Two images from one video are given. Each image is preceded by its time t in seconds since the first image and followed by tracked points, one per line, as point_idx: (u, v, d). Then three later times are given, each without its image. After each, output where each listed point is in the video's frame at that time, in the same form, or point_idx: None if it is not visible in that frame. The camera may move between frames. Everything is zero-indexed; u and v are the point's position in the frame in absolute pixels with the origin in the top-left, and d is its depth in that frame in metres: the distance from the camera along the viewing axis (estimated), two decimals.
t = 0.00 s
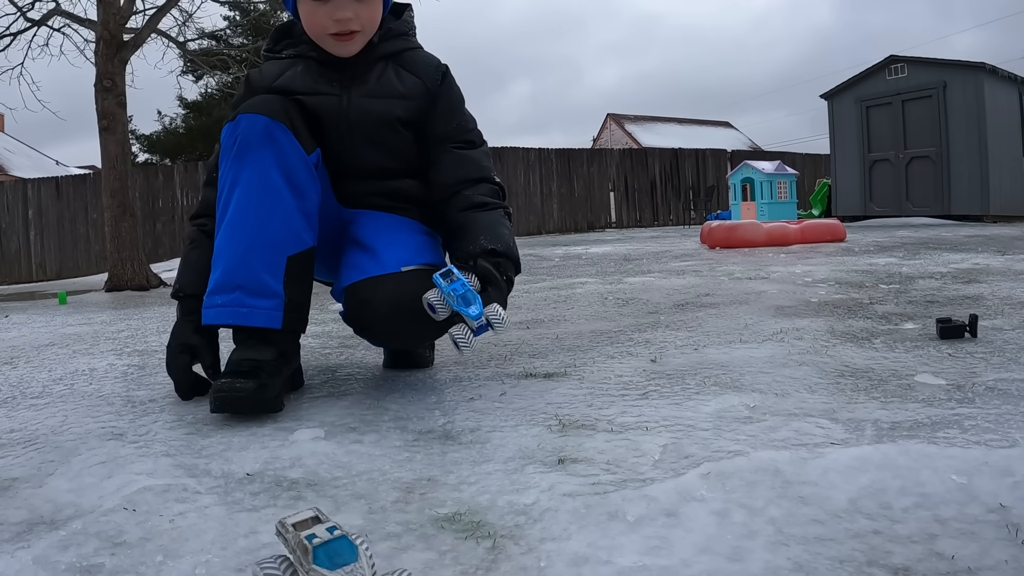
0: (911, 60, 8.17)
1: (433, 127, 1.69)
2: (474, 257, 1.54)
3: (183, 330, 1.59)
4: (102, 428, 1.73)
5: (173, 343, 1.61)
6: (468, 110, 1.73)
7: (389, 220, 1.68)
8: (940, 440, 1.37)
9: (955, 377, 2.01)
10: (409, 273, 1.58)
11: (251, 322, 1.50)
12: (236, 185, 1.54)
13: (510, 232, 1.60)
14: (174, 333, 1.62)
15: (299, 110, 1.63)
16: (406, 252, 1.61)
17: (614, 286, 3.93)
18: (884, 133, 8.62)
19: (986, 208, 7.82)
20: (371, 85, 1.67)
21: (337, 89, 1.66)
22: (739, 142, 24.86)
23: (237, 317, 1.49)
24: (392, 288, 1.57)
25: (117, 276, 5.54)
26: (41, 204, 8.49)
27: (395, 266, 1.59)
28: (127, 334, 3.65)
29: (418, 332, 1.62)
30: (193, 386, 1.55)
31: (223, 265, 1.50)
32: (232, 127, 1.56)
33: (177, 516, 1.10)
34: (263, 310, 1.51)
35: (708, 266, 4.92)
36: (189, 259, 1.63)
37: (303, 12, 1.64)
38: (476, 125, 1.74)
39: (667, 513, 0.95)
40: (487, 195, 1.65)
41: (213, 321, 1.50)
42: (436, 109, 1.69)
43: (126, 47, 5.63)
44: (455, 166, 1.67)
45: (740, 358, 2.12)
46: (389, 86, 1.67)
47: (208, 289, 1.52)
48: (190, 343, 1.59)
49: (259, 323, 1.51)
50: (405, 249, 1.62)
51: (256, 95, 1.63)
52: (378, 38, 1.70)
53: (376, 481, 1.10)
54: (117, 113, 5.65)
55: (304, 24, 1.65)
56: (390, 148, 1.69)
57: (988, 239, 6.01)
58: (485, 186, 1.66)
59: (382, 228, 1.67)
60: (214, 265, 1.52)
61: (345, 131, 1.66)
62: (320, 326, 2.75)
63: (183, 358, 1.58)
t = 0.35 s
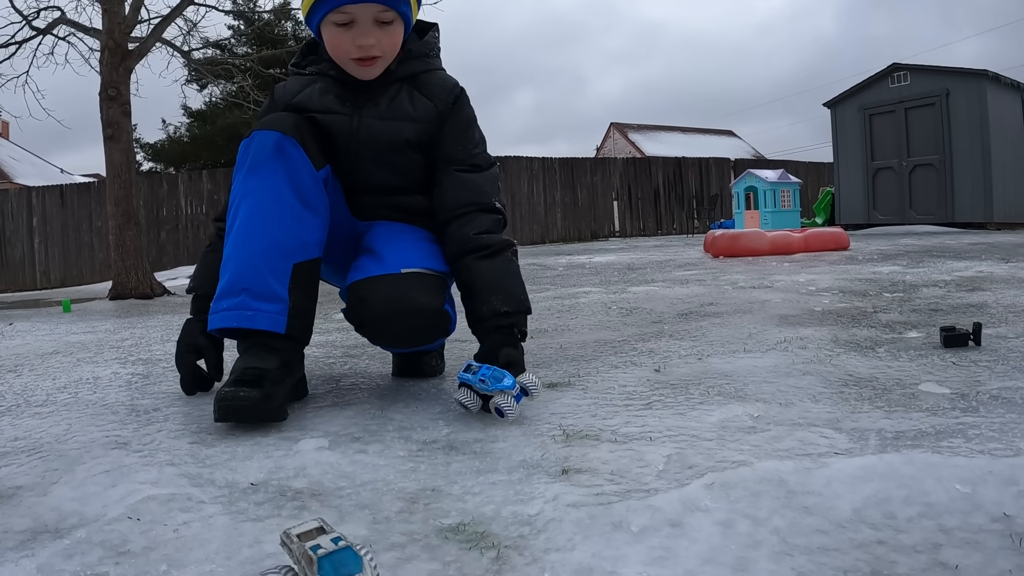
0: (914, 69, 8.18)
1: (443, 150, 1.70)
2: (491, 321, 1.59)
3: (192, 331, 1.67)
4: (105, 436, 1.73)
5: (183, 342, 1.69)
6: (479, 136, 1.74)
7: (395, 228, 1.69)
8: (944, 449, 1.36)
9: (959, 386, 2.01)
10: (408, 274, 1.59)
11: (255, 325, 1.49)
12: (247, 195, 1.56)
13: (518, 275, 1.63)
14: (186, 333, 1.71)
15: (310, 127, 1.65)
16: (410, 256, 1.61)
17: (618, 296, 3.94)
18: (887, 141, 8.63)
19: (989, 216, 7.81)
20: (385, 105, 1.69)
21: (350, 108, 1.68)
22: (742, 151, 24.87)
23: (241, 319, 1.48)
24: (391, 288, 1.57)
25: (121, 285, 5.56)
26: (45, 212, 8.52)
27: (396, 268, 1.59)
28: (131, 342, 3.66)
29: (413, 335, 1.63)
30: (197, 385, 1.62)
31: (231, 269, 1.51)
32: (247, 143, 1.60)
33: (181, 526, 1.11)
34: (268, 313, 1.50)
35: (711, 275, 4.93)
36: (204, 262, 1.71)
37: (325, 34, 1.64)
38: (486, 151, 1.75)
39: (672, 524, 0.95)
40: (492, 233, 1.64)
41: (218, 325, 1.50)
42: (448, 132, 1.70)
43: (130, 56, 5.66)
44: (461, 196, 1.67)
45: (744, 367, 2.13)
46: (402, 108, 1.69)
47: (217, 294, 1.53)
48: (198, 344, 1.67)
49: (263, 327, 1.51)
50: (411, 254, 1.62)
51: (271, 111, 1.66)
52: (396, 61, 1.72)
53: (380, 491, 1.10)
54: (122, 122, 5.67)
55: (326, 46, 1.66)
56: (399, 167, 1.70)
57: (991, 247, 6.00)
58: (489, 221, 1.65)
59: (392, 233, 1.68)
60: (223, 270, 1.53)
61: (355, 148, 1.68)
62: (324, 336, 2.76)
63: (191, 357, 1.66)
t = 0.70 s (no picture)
0: (917, 76, 8.18)
1: (457, 152, 1.71)
2: (505, 281, 1.56)
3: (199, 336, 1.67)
4: (110, 443, 1.73)
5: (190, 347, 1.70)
6: (493, 137, 1.75)
7: (409, 232, 1.70)
8: (952, 455, 1.36)
9: (965, 392, 2.00)
10: (425, 275, 1.59)
11: (262, 331, 1.49)
12: (256, 202, 1.57)
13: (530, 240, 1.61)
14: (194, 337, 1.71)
15: (325, 133, 1.67)
16: (427, 257, 1.62)
17: (622, 304, 3.94)
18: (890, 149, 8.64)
19: (993, 223, 7.79)
20: (399, 110, 1.70)
21: (365, 112, 1.70)
22: (745, 159, 24.88)
23: (248, 324, 1.48)
24: (407, 289, 1.58)
25: (126, 292, 5.57)
26: (50, 220, 8.55)
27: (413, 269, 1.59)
28: (137, 349, 3.67)
29: (429, 336, 1.64)
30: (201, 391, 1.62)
31: (238, 275, 1.50)
32: (256, 151, 1.61)
33: (188, 532, 1.11)
34: (275, 318, 1.50)
35: (715, 284, 4.93)
36: (213, 267, 1.71)
37: (343, 37, 1.67)
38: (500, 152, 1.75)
39: (680, 531, 0.94)
40: (503, 211, 1.65)
41: (226, 331, 1.49)
42: (462, 136, 1.71)
43: (135, 64, 5.69)
44: (475, 188, 1.68)
45: (749, 375, 2.12)
46: (416, 110, 1.70)
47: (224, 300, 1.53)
48: (204, 350, 1.67)
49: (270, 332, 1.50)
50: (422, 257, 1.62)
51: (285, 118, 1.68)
52: (409, 67, 1.73)
53: (388, 499, 1.10)
54: (127, 130, 5.70)
55: (343, 49, 1.68)
56: (414, 170, 1.70)
57: (996, 254, 5.99)
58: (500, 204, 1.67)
59: (403, 238, 1.68)
60: (231, 276, 1.53)
61: (370, 151, 1.69)
62: (329, 344, 2.76)
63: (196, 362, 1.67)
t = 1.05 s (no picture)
0: (919, 84, 8.18)
1: (454, 159, 1.70)
2: (469, 311, 1.52)
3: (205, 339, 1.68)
4: (114, 450, 1.74)
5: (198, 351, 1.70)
6: (492, 144, 1.74)
7: (406, 240, 1.71)
8: (957, 463, 1.35)
9: (969, 399, 2.00)
10: (418, 285, 1.60)
11: (278, 337, 1.49)
12: (263, 210, 1.56)
13: (509, 273, 1.54)
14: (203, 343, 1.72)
15: (325, 137, 1.67)
16: (420, 267, 1.62)
17: (626, 312, 3.94)
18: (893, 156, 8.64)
19: (996, 230, 7.77)
20: (399, 116, 1.71)
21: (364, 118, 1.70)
22: (748, 167, 24.89)
23: (265, 330, 1.48)
24: (399, 300, 1.59)
25: (129, 300, 5.58)
26: (54, 227, 8.58)
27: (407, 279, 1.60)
28: (140, 357, 3.67)
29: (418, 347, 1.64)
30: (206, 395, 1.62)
31: (251, 281, 1.50)
32: (259, 158, 1.60)
33: (192, 540, 1.11)
34: (291, 323, 1.50)
35: (718, 292, 4.93)
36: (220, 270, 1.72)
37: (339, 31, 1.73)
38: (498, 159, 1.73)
39: (685, 539, 0.94)
40: (488, 236, 1.60)
41: (240, 338, 1.49)
42: (460, 143, 1.71)
43: (139, 72, 5.70)
44: (463, 202, 1.65)
45: (753, 383, 2.12)
46: (414, 118, 1.70)
47: (233, 306, 1.51)
48: (210, 353, 1.67)
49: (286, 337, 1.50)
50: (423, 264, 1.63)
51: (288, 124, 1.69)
52: (410, 72, 1.74)
53: (392, 507, 1.11)
54: (131, 137, 5.72)
55: (338, 43, 1.73)
56: (411, 177, 1.71)
57: (999, 260, 5.98)
58: (489, 224, 1.61)
59: (400, 247, 1.69)
60: (240, 282, 1.52)
61: (368, 158, 1.69)
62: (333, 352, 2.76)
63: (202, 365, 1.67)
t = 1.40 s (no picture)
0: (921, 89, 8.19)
1: (465, 165, 1.72)
2: (477, 317, 1.51)
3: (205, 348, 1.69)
4: (118, 456, 1.74)
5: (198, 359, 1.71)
6: (500, 149, 1.76)
7: (418, 249, 1.71)
8: (960, 470, 1.35)
9: (973, 406, 1.99)
10: (435, 297, 1.59)
11: (300, 349, 1.50)
12: (279, 218, 1.55)
13: (515, 273, 1.53)
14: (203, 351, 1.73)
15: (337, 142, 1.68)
16: (434, 279, 1.62)
17: (629, 319, 3.95)
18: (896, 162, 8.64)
19: (999, 235, 7.76)
20: (410, 121, 1.71)
21: (376, 123, 1.71)
22: (751, 173, 24.90)
23: (287, 342, 1.49)
24: (415, 313, 1.58)
25: (132, 306, 5.60)
26: (57, 233, 8.61)
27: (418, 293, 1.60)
28: (143, 362, 3.68)
29: (432, 359, 1.62)
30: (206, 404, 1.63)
31: (271, 292, 1.50)
32: (272, 164, 1.58)
33: (195, 546, 1.11)
34: (312, 336, 1.51)
35: (721, 299, 4.94)
36: (222, 278, 1.72)
37: (348, 28, 1.78)
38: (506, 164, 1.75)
39: (688, 546, 0.94)
40: (495, 240, 1.61)
41: (259, 350, 1.49)
42: (471, 148, 1.72)
43: (143, 79, 5.72)
44: (473, 207, 1.67)
45: (756, 390, 2.12)
46: (425, 123, 1.71)
47: (252, 317, 1.51)
48: (210, 362, 1.68)
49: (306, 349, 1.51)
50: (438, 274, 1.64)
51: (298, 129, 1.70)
52: (420, 77, 1.74)
53: (396, 514, 1.11)
54: (134, 143, 5.74)
55: (348, 40, 1.77)
56: (423, 182, 1.71)
57: (1002, 266, 5.97)
58: (499, 228, 1.62)
59: (410, 255, 1.68)
60: (257, 292, 1.51)
61: (381, 164, 1.70)
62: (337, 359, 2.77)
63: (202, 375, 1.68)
